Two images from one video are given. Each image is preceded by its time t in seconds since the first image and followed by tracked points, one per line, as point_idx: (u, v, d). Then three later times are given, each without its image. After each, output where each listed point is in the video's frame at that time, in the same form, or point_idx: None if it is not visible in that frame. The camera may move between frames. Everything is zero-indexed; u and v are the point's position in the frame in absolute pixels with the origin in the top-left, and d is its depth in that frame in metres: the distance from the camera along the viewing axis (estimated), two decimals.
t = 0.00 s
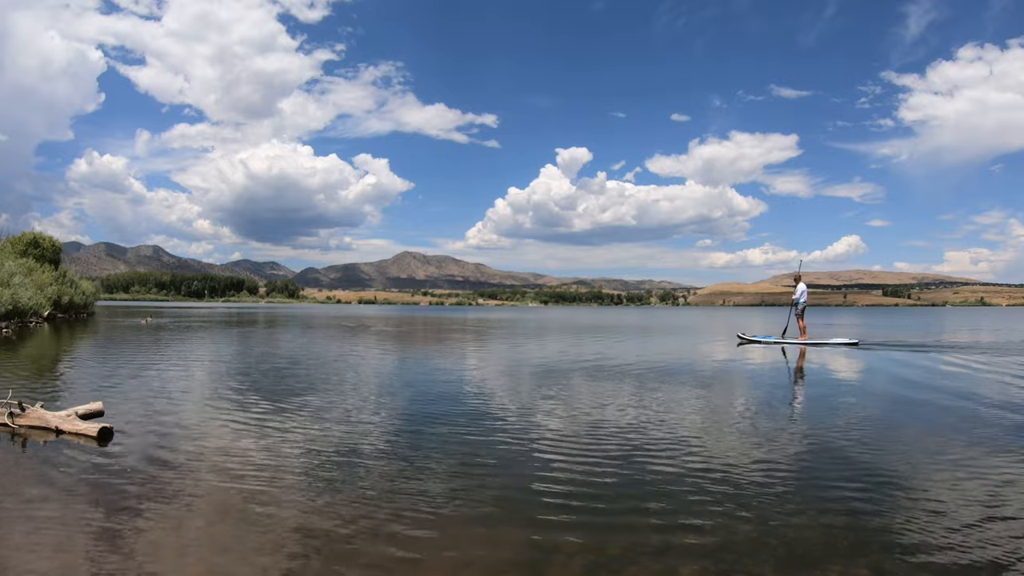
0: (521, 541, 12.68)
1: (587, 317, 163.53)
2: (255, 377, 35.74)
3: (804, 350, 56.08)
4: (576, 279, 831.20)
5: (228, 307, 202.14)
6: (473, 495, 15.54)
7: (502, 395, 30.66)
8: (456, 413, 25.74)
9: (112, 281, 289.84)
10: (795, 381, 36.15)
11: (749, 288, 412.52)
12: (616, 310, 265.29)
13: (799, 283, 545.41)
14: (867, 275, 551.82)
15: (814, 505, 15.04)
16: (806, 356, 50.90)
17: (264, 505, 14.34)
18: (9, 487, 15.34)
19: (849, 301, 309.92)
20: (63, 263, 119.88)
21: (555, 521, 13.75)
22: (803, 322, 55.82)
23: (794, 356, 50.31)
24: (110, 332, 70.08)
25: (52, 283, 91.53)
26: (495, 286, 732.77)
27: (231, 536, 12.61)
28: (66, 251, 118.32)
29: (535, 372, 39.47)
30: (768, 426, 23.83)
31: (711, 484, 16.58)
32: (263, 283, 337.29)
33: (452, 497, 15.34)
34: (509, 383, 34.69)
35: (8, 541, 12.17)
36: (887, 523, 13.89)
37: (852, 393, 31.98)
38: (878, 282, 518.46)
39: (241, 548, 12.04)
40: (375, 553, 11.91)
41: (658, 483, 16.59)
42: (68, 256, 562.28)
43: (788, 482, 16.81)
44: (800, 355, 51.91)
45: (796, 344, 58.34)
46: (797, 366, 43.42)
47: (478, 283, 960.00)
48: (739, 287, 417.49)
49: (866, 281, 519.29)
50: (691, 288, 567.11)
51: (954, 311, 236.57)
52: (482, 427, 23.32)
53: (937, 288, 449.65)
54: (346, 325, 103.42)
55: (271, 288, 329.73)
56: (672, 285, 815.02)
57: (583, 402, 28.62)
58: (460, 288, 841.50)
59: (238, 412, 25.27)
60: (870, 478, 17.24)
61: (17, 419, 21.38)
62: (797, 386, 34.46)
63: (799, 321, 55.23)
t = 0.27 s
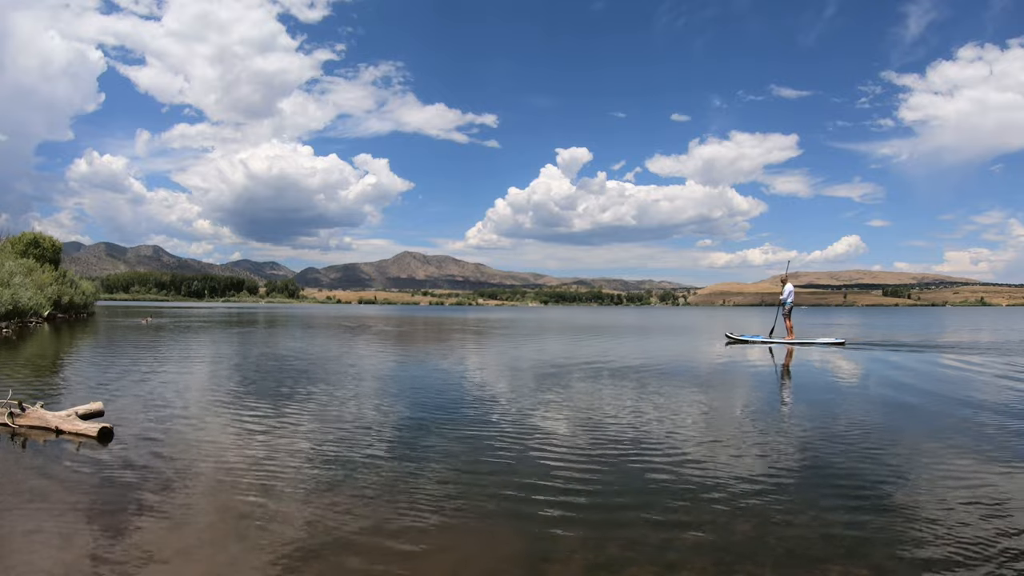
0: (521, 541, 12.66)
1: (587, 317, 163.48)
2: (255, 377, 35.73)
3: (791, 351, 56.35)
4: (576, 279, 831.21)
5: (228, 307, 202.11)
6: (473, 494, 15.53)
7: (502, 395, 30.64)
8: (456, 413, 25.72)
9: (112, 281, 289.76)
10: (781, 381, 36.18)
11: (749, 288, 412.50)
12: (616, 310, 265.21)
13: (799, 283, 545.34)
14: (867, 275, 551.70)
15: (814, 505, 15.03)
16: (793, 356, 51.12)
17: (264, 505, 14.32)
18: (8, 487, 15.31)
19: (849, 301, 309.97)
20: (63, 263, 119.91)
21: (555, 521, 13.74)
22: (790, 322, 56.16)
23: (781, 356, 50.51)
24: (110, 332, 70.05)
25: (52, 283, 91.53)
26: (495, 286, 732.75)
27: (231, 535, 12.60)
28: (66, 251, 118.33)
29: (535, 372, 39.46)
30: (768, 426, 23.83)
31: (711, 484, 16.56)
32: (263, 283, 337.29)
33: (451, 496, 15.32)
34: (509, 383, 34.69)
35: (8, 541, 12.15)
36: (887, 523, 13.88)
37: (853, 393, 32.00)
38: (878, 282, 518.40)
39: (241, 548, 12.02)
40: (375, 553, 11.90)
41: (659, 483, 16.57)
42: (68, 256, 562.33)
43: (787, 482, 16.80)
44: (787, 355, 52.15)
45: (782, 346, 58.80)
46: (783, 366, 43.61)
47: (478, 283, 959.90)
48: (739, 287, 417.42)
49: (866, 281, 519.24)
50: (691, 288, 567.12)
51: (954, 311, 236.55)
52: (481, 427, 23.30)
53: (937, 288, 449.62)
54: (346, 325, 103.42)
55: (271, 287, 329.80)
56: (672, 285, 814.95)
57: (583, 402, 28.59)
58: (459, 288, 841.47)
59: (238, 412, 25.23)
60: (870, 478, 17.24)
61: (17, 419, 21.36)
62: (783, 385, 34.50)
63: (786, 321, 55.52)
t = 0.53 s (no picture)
0: (521, 541, 12.68)
1: (586, 317, 163.47)
2: (255, 377, 35.74)
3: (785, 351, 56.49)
4: (576, 279, 831.00)
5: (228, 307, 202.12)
6: (472, 494, 15.55)
7: (502, 395, 30.66)
8: (456, 413, 25.74)
9: (112, 281, 289.71)
10: (773, 381, 36.26)
11: (749, 288, 412.56)
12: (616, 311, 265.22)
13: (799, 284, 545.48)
14: (867, 276, 551.80)
15: (813, 505, 15.05)
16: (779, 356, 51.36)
17: (264, 505, 14.33)
18: (9, 487, 15.31)
19: (849, 301, 310.06)
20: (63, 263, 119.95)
21: (554, 521, 13.76)
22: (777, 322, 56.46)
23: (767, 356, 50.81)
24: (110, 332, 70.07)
25: (52, 282, 91.52)
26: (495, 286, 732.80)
27: (232, 536, 12.61)
28: (65, 251, 118.34)
29: (534, 372, 39.47)
30: (768, 426, 23.85)
31: (711, 484, 16.58)
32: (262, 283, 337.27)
33: (451, 496, 15.34)
34: (509, 383, 34.72)
35: (9, 541, 12.17)
36: (886, 523, 13.93)
37: (852, 393, 32.07)
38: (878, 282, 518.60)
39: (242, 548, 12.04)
40: (376, 553, 11.91)
41: (658, 483, 16.60)
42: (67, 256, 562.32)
43: (787, 482, 16.83)
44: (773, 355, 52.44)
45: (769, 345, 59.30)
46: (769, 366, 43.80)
47: (478, 283, 959.90)
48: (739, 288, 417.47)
49: (865, 281, 519.36)
50: (690, 288, 567.24)
51: (954, 311, 236.69)
52: (481, 427, 23.32)
53: (937, 288, 449.73)
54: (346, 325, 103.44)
55: (271, 287, 329.77)
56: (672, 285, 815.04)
57: (583, 402, 28.60)
58: (459, 288, 841.55)
59: (237, 412, 25.24)
60: (870, 478, 17.27)
61: (17, 419, 21.38)
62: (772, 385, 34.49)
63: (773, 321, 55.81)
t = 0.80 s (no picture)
0: (520, 541, 12.64)
1: (587, 317, 163.39)
2: (255, 377, 35.71)
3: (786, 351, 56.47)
4: (576, 279, 830.91)
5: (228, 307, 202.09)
6: (472, 494, 15.51)
7: (502, 395, 30.61)
8: (455, 413, 25.69)
9: (112, 281, 289.70)
10: (774, 381, 36.23)
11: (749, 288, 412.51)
12: (616, 311, 265.14)
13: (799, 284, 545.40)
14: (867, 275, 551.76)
15: (813, 505, 15.01)
16: (766, 356, 51.48)
17: (262, 505, 14.28)
18: (8, 487, 15.28)
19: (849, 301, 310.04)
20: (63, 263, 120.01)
21: (554, 521, 13.71)
22: (764, 322, 56.66)
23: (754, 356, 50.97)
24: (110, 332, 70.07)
25: (53, 283, 91.52)
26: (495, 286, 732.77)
27: (230, 536, 12.57)
28: (66, 251, 118.39)
29: (535, 372, 39.42)
30: (769, 426, 23.80)
31: (711, 484, 16.54)
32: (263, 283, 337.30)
33: (451, 496, 15.30)
34: (509, 383, 34.68)
35: (7, 541, 12.12)
36: (887, 523, 13.88)
37: (853, 393, 32.05)
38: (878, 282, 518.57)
39: (240, 548, 12.00)
40: (375, 553, 11.87)
41: (658, 483, 16.55)
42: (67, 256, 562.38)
43: (787, 482, 16.79)
44: (760, 354, 52.63)
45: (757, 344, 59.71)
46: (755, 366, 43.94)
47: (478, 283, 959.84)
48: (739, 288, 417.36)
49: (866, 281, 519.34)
50: (690, 288, 567.24)
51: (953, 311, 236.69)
52: (481, 427, 23.28)
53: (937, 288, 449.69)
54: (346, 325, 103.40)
55: (271, 287, 329.78)
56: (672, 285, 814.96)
57: (583, 402, 28.54)
58: (459, 288, 841.61)
59: (237, 412, 25.18)
60: (870, 478, 17.23)
61: (17, 419, 21.36)
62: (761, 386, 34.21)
63: (760, 321, 56.00)
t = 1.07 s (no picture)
0: (521, 541, 12.62)
1: (587, 317, 163.31)
2: (254, 377, 35.67)
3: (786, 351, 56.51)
4: (577, 279, 830.95)
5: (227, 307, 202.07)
6: (472, 494, 15.51)
7: (501, 395, 30.60)
8: (455, 413, 25.68)
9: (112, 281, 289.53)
10: (773, 381, 36.22)
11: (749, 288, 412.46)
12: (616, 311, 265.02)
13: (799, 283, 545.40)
14: (867, 275, 551.73)
15: (814, 505, 15.00)
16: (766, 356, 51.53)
17: (263, 505, 14.27)
18: (8, 487, 15.26)
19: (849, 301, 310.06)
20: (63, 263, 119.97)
21: (554, 521, 13.71)
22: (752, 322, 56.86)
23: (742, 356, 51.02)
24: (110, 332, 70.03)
25: (52, 282, 91.46)
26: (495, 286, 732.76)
27: (231, 535, 12.56)
28: (66, 251, 118.34)
29: (535, 372, 39.39)
30: (768, 426, 23.82)
31: (711, 484, 16.53)
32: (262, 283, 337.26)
33: (451, 496, 15.29)
34: (509, 383, 34.66)
35: (7, 541, 12.10)
36: (887, 523, 13.88)
37: (852, 393, 32.07)
38: (878, 282, 518.58)
39: (241, 548, 11.99)
40: (375, 553, 11.86)
41: (659, 483, 16.54)
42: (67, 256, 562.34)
43: (787, 482, 16.79)
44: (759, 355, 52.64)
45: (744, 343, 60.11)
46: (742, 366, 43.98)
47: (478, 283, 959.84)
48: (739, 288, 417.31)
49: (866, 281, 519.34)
50: (690, 288, 567.28)
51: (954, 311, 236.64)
52: (481, 427, 23.27)
53: (937, 288, 449.67)
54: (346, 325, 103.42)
55: (271, 287, 329.73)
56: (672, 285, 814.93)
57: (583, 402, 28.51)
58: (459, 288, 841.63)
59: (236, 412, 25.15)
60: (870, 478, 17.24)
61: (16, 419, 21.33)
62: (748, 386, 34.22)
63: (747, 321, 55.93)
